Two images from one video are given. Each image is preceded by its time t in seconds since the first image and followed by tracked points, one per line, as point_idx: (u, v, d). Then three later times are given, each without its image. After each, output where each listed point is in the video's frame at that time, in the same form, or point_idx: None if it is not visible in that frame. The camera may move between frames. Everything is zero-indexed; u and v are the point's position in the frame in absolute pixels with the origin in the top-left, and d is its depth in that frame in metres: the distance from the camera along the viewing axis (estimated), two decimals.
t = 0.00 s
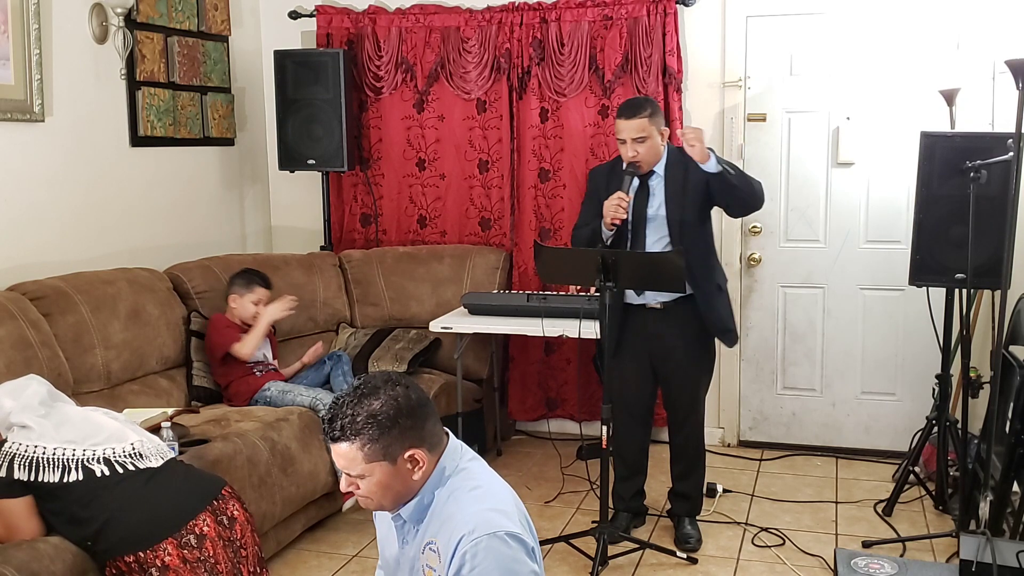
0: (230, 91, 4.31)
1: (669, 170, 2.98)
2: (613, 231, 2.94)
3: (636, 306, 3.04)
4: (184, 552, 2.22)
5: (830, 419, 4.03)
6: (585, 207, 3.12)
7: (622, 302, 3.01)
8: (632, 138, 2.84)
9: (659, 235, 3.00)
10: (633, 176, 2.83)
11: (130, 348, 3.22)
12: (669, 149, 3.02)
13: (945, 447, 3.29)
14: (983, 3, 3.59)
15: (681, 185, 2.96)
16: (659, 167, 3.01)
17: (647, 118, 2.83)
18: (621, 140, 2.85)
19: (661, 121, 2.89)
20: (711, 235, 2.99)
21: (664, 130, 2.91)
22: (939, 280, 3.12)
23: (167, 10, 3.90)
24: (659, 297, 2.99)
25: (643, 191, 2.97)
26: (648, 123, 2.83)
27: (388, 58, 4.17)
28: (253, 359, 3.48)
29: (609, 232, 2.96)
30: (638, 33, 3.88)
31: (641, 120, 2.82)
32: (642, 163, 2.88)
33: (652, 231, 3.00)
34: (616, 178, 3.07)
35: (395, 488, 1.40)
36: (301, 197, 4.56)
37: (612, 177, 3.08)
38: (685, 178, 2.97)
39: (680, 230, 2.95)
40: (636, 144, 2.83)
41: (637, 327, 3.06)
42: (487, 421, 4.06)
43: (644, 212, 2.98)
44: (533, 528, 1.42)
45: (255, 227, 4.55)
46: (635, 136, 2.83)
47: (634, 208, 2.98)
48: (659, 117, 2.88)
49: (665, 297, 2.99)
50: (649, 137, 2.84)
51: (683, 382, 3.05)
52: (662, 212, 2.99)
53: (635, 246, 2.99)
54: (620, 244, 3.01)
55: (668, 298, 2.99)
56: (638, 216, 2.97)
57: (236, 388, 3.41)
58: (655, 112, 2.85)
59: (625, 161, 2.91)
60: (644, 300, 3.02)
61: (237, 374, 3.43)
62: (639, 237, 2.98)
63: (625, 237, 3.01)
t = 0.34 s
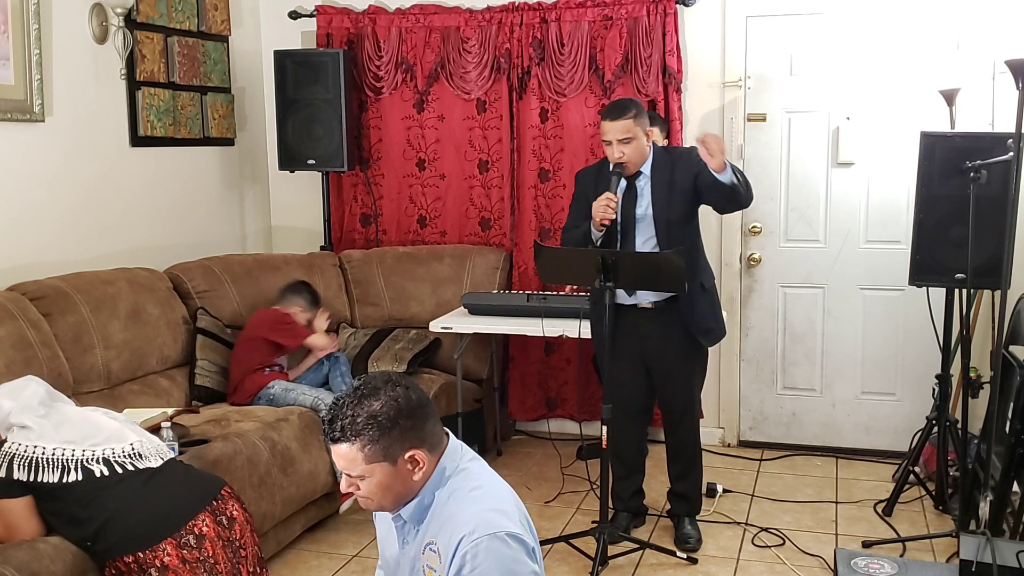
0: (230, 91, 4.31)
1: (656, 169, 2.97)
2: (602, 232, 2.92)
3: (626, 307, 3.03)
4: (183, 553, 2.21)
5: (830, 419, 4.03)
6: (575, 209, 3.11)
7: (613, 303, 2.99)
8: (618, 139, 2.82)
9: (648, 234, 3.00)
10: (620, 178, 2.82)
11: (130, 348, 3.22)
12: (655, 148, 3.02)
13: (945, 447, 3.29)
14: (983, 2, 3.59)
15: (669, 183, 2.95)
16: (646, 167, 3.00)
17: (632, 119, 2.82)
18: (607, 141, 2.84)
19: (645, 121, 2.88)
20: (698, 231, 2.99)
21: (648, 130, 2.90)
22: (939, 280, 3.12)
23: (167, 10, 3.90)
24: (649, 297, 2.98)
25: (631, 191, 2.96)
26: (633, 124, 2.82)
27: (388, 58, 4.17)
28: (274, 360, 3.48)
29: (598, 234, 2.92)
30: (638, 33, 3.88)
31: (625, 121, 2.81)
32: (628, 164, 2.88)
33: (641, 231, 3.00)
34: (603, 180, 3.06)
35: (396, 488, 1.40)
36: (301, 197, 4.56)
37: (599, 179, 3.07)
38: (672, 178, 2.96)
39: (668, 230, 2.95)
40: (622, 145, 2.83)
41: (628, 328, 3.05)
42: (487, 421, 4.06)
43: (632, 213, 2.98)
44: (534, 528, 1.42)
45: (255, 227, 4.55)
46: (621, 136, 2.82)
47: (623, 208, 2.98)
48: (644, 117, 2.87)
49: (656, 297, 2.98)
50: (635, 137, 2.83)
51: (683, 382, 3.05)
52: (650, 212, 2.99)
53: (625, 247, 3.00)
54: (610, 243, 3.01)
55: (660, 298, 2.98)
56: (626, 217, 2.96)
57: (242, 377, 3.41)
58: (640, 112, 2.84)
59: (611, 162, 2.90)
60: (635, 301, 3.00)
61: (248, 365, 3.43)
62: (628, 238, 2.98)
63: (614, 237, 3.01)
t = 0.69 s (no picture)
0: (230, 91, 4.31)
1: (648, 171, 2.98)
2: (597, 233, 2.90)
3: (621, 307, 3.02)
4: (183, 552, 2.21)
5: (830, 419, 4.03)
6: (567, 211, 3.11)
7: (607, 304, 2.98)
8: (610, 140, 2.82)
9: (641, 235, 3.00)
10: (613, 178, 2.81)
11: (130, 348, 3.22)
12: (646, 150, 3.02)
13: (945, 447, 3.29)
14: (983, 2, 3.59)
15: (661, 184, 2.97)
16: (637, 169, 3.00)
17: (624, 119, 2.82)
18: (600, 143, 2.84)
19: (637, 122, 2.88)
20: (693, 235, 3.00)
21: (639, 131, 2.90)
22: (938, 280, 3.12)
23: (167, 10, 3.90)
24: (644, 297, 2.98)
25: (623, 193, 2.97)
26: (625, 126, 2.82)
27: (388, 58, 4.17)
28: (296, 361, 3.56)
29: (591, 236, 2.90)
30: (638, 33, 3.88)
31: (618, 123, 2.81)
32: (621, 165, 2.87)
33: (634, 232, 3.00)
34: (595, 181, 3.06)
35: (397, 488, 1.41)
36: (301, 197, 4.56)
37: (591, 181, 3.07)
38: (666, 180, 2.97)
39: (661, 231, 2.96)
40: (615, 147, 2.82)
41: (625, 328, 3.04)
42: (487, 421, 4.06)
43: (625, 213, 2.98)
44: (534, 532, 1.42)
45: (255, 227, 4.55)
46: (613, 138, 2.82)
47: (615, 209, 2.99)
48: (635, 118, 2.87)
49: (650, 297, 2.98)
50: (627, 139, 2.83)
51: (683, 382, 3.05)
52: (643, 213, 2.99)
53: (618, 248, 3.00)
54: (603, 245, 2.99)
55: (654, 298, 2.98)
56: (619, 217, 2.97)
57: (263, 359, 3.48)
58: (631, 114, 2.84)
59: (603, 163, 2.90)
60: (629, 301, 3.00)
61: (274, 353, 3.51)
62: (621, 239, 2.99)
63: (608, 238, 3.00)
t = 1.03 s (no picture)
0: (230, 92, 4.31)
1: (646, 174, 2.98)
2: (594, 234, 2.92)
3: (620, 308, 3.02)
4: (182, 552, 2.21)
5: (830, 419, 4.04)
6: (564, 212, 3.11)
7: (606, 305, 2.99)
8: (607, 142, 2.83)
9: (638, 237, 3.01)
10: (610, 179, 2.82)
11: (131, 348, 3.22)
12: (644, 152, 3.02)
13: (944, 447, 3.29)
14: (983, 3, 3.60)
15: (659, 187, 2.97)
16: (635, 170, 3.00)
17: (621, 120, 2.82)
18: (597, 144, 2.85)
19: (635, 123, 2.88)
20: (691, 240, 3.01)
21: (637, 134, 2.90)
22: (938, 280, 3.13)
23: (167, 10, 3.90)
24: (641, 297, 2.98)
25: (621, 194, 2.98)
26: (622, 127, 2.82)
27: (388, 58, 4.18)
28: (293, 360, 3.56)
29: (587, 236, 2.91)
30: (638, 34, 3.89)
31: (615, 124, 2.81)
32: (618, 166, 2.88)
33: (631, 233, 3.01)
34: (592, 182, 3.07)
35: (406, 485, 1.41)
36: (301, 197, 4.57)
37: (588, 181, 3.08)
38: (664, 182, 2.98)
39: (658, 232, 2.96)
40: (612, 148, 2.83)
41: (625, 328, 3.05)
42: (487, 421, 4.07)
43: (622, 214, 2.99)
44: (539, 533, 1.43)
45: (255, 227, 4.56)
46: (609, 139, 2.82)
47: (612, 211, 3.00)
48: (632, 119, 2.87)
49: (646, 296, 2.98)
50: (624, 140, 2.83)
51: (683, 382, 3.06)
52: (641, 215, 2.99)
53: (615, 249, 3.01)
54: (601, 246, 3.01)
55: (649, 298, 2.98)
56: (616, 219, 2.99)
57: (259, 361, 3.47)
58: (629, 114, 2.84)
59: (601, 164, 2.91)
60: (626, 300, 3.00)
61: (269, 354, 3.51)
62: (618, 240, 3.00)
63: (605, 240, 3.02)
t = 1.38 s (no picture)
0: (230, 92, 4.31)
1: (652, 175, 2.98)
2: (603, 235, 2.87)
3: (621, 308, 3.03)
4: (181, 553, 2.21)
5: (829, 419, 4.04)
6: (568, 213, 3.11)
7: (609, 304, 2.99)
8: (615, 143, 2.81)
9: (644, 237, 3.00)
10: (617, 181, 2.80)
11: (131, 348, 3.22)
12: (648, 154, 3.02)
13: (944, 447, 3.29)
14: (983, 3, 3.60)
15: (664, 187, 2.97)
16: (640, 171, 3.00)
17: (630, 122, 2.81)
18: (605, 146, 2.82)
19: (642, 125, 2.88)
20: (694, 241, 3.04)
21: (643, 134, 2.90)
22: (938, 280, 3.13)
23: (167, 10, 3.90)
24: (646, 297, 2.99)
25: (628, 195, 2.95)
26: (631, 128, 2.81)
27: (388, 58, 4.18)
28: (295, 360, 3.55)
29: (595, 236, 2.88)
30: (638, 34, 3.89)
31: (624, 126, 2.80)
32: (625, 167, 2.87)
33: (637, 233, 3.00)
34: (596, 185, 3.07)
35: (424, 483, 1.40)
36: (301, 197, 4.57)
37: (591, 183, 3.07)
38: (669, 182, 2.98)
39: (665, 231, 2.97)
40: (621, 150, 2.82)
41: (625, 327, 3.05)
42: (487, 421, 4.07)
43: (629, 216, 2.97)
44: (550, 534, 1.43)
45: (255, 227, 4.56)
46: (619, 141, 2.81)
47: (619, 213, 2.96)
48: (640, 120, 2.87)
49: (651, 297, 2.99)
50: (633, 142, 2.83)
51: (683, 382, 3.06)
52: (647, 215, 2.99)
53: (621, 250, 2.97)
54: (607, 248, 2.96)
55: (655, 298, 2.99)
56: (624, 220, 2.95)
57: (260, 360, 3.47)
58: (636, 116, 2.84)
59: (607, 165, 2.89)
60: (631, 300, 3.00)
61: (270, 354, 3.50)
62: (625, 241, 2.96)
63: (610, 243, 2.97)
